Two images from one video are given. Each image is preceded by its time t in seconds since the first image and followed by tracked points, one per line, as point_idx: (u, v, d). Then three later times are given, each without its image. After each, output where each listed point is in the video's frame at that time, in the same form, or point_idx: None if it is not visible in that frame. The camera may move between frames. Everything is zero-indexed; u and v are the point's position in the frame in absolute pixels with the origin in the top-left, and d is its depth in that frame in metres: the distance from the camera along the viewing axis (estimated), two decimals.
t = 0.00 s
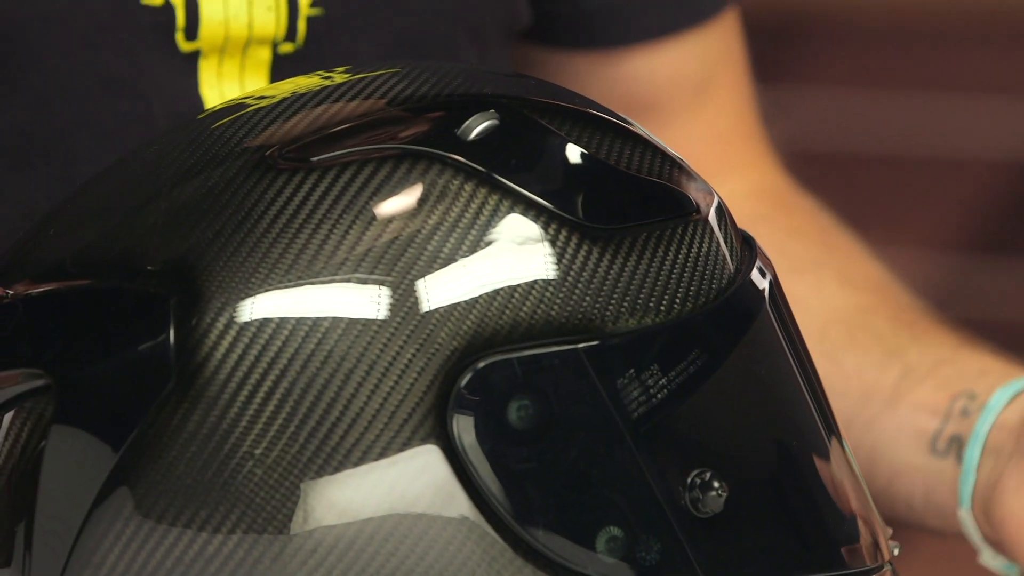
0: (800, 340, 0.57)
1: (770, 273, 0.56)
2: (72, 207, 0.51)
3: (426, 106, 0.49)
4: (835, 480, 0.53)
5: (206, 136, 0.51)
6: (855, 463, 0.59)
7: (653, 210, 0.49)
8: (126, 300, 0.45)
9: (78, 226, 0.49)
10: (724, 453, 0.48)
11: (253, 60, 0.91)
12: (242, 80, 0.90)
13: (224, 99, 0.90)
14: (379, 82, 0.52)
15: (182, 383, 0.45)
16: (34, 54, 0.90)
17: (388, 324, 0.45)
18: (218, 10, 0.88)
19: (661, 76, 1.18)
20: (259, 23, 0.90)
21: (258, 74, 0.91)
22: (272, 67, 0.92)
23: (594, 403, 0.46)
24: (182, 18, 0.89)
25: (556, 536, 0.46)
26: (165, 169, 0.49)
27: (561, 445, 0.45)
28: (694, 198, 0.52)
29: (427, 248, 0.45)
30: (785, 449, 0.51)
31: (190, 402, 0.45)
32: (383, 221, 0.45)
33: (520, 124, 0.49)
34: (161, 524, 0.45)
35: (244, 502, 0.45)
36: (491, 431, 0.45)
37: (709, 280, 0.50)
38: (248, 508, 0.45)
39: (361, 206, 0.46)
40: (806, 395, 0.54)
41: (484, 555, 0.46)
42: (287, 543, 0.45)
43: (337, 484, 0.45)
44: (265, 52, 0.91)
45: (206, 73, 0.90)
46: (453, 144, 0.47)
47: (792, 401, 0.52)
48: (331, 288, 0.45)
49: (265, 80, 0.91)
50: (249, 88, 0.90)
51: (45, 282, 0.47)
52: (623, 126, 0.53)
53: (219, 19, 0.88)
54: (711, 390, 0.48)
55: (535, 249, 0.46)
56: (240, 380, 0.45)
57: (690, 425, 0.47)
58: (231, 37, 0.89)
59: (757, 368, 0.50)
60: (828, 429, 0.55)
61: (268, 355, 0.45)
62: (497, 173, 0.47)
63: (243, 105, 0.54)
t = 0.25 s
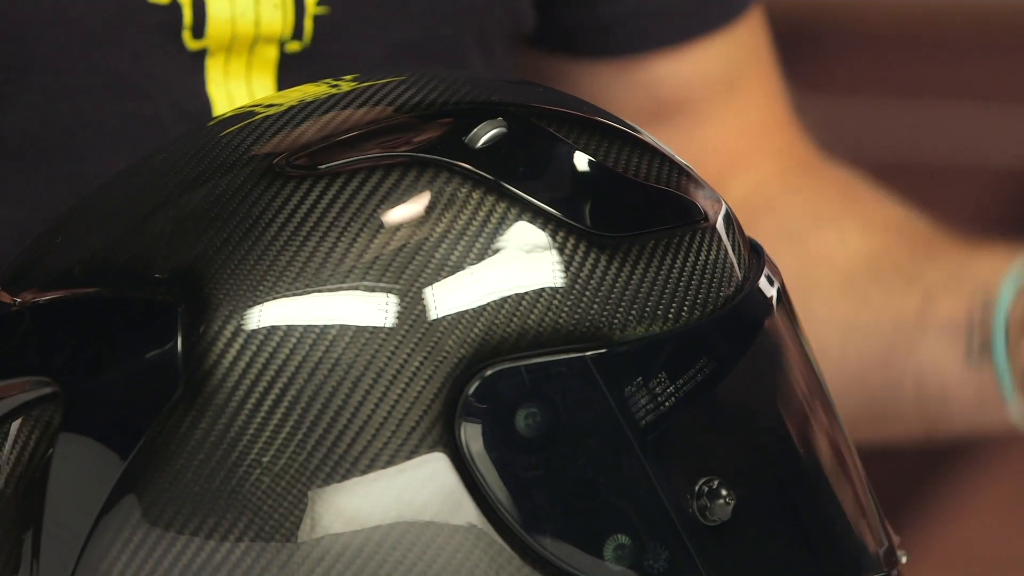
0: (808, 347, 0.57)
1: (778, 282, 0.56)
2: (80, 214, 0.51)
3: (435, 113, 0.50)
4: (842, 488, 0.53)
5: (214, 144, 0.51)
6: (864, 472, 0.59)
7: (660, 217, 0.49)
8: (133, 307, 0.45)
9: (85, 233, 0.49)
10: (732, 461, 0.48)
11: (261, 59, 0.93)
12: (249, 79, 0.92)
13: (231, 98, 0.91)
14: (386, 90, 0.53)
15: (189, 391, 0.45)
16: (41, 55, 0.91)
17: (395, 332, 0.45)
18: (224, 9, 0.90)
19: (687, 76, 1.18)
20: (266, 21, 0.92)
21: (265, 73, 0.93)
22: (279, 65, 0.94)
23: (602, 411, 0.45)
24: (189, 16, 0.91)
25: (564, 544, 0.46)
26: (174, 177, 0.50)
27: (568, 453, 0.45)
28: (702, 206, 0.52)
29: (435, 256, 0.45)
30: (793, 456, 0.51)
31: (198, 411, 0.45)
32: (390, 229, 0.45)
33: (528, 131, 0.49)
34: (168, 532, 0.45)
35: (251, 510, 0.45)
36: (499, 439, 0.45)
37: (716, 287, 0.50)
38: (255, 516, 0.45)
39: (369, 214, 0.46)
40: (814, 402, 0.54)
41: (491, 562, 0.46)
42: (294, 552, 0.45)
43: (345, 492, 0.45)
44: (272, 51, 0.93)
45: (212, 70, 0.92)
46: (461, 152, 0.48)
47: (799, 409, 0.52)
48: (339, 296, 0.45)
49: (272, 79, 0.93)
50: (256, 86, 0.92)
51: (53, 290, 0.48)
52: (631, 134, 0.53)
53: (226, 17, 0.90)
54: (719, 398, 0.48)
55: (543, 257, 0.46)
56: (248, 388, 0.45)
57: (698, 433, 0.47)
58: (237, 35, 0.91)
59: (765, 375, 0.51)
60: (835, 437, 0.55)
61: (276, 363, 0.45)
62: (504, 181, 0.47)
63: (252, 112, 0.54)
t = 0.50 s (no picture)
0: (814, 353, 0.58)
1: (784, 289, 0.56)
2: (87, 222, 0.52)
3: (444, 121, 0.50)
4: (847, 493, 0.54)
5: (222, 152, 0.51)
6: (871, 479, 0.59)
7: (666, 225, 0.49)
8: (139, 314, 0.45)
9: (92, 240, 0.50)
10: (737, 468, 0.48)
11: (281, 60, 0.94)
12: (269, 81, 0.93)
13: (250, 98, 0.93)
14: (394, 98, 0.53)
15: (195, 399, 0.45)
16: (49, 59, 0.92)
17: (401, 339, 0.44)
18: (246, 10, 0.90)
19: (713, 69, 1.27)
20: (287, 24, 0.92)
21: (283, 74, 0.94)
22: (299, 66, 0.95)
23: (608, 419, 0.45)
24: (209, 16, 0.91)
25: (570, 551, 0.46)
26: (181, 185, 0.50)
27: (574, 460, 0.45)
28: (707, 213, 0.52)
29: (441, 263, 0.45)
30: (798, 463, 0.51)
31: (204, 417, 0.45)
32: (396, 236, 0.45)
33: (535, 139, 0.50)
34: (174, 539, 0.45)
35: (257, 518, 0.45)
36: (505, 446, 0.45)
37: (721, 294, 0.50)
38: (261, 524, 0.45)
39: (375, 221, 0.46)
40: (819, 409, 0.54)
41: (497, 569, 0.46)
42: (301, 559, 0.44)
43: (352, 499, 0.45)
44: (292, 52, 0.94)
45: (230, 70, 0.93)
46: (467, 159, 0.48)
47: (805, 415, 0.52)
48: (345, 303, 0.44)
49: (291, 81, 0.94)
50: (275, 88, 0.94)
51: (59, 297, 0.48)
52: (636, 141, 0.54)
53: (247, 18, 0.91)
54: (724, 405, 0.48)
55: (549, 264, 0.46)
56: (255, 395, 0.45)
57: (703, 440, 0.47)
58: (258, 36, 0.92)
59: (771, 383, 0.51)
60: (841, 443, 0.56)
61: (282, 370, 0.45)
62: (510, 188, 0.47)
63: (262, 119, 0.54)
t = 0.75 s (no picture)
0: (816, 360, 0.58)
1: (787, 294, 0.56)
2: (92, 228, 0.52)
3: (447, 126, 0.50)
4: (851, 498, 0.54)
5: (226, 158, 0.52)
6: (876, 487, 0.59)
7: (670, 230, 0.49)
8: (143, 320, 0.45)
9: (96, 246, 0.50)
10: (741, 474, 0.48)
11: (266, 65, 0.95)
12: (254, 86, 0.95)
13: (236, 104, 0.94)
14: (398, 104, 0.53)
15: (199, 405, 0.45)
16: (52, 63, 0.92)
17: (405, 344, 0.44)
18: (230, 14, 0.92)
19: (732, 77, 1.24)
20: (271, 29, 0.94)
21: (269, 79, 0.95)
22: (285, 72, 0.97)
23: (612, 424, 0.45)
24: (194, 21, 0.93)
25: (575, 557, 0.46)
26: (185, 190, 0.50)
27: (579, 466, 0.45)
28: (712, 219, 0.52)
29: (445, 269, 0.45)
30: (801, 468, 0.51)
31: (208, 423, 0.45)
32: (401, 241, 0.45)
33: (539, 145, 0.50)
34: (177, 545, 0.45)
35: (261, 523, 0.44)
36: (510, 452, 0.45)
37: (724, 300, 0.50)
38: (266, 529, 0.44)
39: (379, 226, 0.46)
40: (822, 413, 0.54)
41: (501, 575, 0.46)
42: (305, 563, 0.44)
43: (356, 505, 0.44)
44: (278, 57, 0.96)
45: (217, 77, 0.95)
46: (471, 165, 0.48)
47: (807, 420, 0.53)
48: (349, 308, 0.44)
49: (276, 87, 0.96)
50: (261, 94, 0.95)
51: (64, 303, 0.48)
52: (639, 147, 0.54)
53: (231, 23, 0.93)
54: (728, 411, 0.48)
55: (553, 270, 0.46)
56: (259, 400, 0.45)
57: (707, 445, 0.47)
58: (243, 41, 0.93)
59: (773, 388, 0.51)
60: (845, 449, 0.56)
61: (286, 374, 0.45)
62: (514, 194, 0.47)
63: (265, 125, 0.55)
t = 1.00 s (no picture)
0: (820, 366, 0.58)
1: (790, 298, 0.57)
2: (94, 233, 0.52)
3: (448, 131, 0.50)
4: (854, 503, 0.54)
5: (228, 162, 0.52)
6: (878, 492, 0.59)
7: (672, 234, 0.49)
8: (146, 324, 0.45)
9: (98, 251, 0.50)
10: (743, 478, 0.48)
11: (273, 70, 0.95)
12: (260, 91, 0.95)
13: (243, 109, 0.95)
14: (400, 108, 0.53)
15: (201, 409, 0.45)
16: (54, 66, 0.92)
17: (408, 349, 0.44)
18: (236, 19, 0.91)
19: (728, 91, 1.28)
20: (278, 33, 0.94)
21: (275, 84, 0.95)
22: (291, 75, 0.97)
23: (614, 429, 0.45)
24: (200, 26, 0.93)
25: (577, 562, 0.46)
26: (188, 194, 0.50)
27: (581, 471, 0.45)
28: (714, 223, 0.52)
29: (447, 274, 0.45)
30: (804, 472, 0.51)
31: (210, 428, 0.45)
32: (403, 246, 0.45)
33: (541, 149, 0.50)
34: (181, 549, 0.45)
35: (264, 528, 0.44)
36: (513, 457, 0.45)
37: (725, 304, 0.50)
38: (268, 534, 0.44)
39: (381, 231, 0.46)
40: (825, 418, 0.54)
41: None
42: (308, 568, 0.44)
43: (358, 510, 0.44)
44: (284, 61, 0.96)
45: (223, 83, 0.95)
46: (473, 170, 0.48)
47: (811, 424, 0.53)
48: (352, 313, 0.44)
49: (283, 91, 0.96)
50: (267, 98, 0.95)
51: (67, 307, 0.48)
52: (641, 151, 0.54)
53: (237, 28, 0.92)
54: (731, 416, 0.48)
55: (556, 275, 0.46)
56: (261, 405, 0.45)
57: (710, 450, 0.47)
58: (249, 46, 0.93)
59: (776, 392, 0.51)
60: (848, 454, 0.56)
61: (289, 379, 0.44)
62: (517, 199, 0.47)
63: (266, 130, 0.55)
